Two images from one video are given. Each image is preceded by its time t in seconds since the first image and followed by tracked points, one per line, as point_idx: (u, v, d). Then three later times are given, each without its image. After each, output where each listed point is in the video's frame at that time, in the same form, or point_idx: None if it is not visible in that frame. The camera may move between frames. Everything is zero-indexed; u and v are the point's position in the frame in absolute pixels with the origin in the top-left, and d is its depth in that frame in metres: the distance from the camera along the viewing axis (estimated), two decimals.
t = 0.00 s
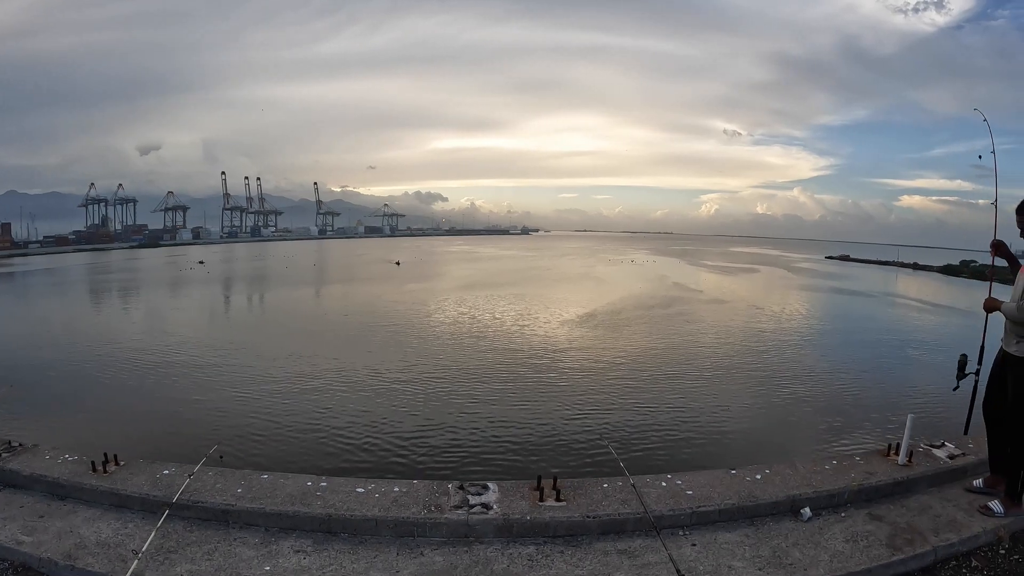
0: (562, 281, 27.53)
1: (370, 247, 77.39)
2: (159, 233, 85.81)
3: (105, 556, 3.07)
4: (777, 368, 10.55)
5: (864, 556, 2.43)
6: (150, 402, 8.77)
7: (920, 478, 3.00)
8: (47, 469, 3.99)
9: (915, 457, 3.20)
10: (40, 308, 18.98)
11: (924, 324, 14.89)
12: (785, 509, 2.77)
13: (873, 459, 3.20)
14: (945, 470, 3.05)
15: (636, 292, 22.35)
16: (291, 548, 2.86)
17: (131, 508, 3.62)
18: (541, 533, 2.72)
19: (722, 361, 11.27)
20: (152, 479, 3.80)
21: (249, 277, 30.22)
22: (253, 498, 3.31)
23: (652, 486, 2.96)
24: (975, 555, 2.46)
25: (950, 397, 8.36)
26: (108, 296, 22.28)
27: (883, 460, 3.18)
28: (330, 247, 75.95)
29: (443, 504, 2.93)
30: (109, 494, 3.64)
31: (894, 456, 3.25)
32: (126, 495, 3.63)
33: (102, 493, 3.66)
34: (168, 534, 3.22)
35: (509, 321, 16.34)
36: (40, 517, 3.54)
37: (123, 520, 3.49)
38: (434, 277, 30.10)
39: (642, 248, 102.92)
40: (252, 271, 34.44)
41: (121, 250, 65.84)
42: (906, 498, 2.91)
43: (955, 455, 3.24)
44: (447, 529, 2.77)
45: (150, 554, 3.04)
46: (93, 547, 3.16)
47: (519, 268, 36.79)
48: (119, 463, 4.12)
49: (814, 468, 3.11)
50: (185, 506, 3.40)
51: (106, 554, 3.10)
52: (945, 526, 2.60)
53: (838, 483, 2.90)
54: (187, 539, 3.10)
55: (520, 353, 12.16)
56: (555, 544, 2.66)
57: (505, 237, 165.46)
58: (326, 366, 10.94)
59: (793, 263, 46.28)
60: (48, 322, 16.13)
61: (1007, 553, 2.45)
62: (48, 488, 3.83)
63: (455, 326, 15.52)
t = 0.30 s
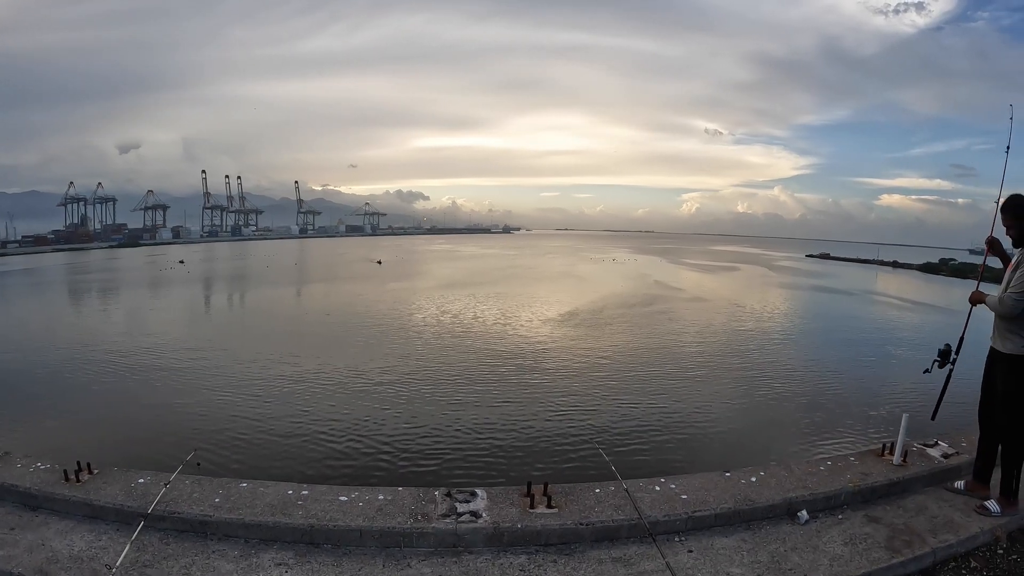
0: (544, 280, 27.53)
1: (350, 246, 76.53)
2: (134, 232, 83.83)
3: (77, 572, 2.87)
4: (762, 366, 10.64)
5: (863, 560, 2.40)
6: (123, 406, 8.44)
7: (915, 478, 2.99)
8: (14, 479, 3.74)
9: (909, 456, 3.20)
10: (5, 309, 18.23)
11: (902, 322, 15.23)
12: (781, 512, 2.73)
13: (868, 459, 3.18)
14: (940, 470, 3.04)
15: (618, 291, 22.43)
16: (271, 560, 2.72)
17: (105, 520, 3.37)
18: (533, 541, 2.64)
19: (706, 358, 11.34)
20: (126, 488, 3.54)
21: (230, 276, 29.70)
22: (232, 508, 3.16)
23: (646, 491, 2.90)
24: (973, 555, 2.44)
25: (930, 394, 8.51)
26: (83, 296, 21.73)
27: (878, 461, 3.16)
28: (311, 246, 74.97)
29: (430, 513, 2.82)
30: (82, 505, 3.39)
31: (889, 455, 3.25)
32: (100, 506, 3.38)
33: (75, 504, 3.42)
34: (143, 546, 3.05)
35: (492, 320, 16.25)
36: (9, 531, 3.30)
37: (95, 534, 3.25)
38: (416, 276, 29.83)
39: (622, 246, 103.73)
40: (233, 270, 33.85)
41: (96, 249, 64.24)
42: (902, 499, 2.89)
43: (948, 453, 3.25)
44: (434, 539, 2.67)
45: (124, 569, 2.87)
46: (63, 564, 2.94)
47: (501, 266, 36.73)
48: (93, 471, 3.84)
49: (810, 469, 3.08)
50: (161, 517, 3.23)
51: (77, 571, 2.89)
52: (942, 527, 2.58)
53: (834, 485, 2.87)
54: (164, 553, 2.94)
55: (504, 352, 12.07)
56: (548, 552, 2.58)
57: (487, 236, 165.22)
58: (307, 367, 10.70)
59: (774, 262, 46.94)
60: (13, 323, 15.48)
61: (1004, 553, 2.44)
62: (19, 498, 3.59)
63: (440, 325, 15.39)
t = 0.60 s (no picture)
0: (524, 278, 27.45)
1: (327, 245, 75.36)
2: (104, 230, 81.34)
3: None
4: (746, 362, 10.75)
5: (869, 564, 2.39)
6: (93, 410, 8.10)
7: (915, 479, 3.01)
8: None
9: (908, 456, 3.22)
10: None
11: (879, 318, 15.55)
12: (783, 517, 2.71)
13: (867, 460, 3.19)
14: (939, 470, 3.07)
15: (599, 289, 22.49)
16: None
17: (79, 535, 3.18)
18: (532, 552, 2.57)
19: (688, 355, 11.42)
20: (102, 500, 3.34)
21: (208, 275, 29.01)
22: (215, 522, 3.01)
23: (646, 497, 2.85)
24: (976, 556, 2.45)
25: (911, 390, 8.70)
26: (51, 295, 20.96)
27: (878, 462, 3.17)
28: (290, 245, 73.76)
29: (425, 524, 2.73)
30: (54, 519, 3.20)
31: (887, 455, 3.26)
32: (73, 520, 3.19)
33: (49, 518, 3.22)
34: (120, 564, 2.89)
35: (473, 318, 16.13)
36: None
37: (68, 550, 3.06)
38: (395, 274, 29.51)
39: (600, 244, 104.43)
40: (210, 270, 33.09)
41: (66, 248, 62.19)
42: (903, 500, 2.91)
43: (946, 452, 3.28)
44: (429, 552, 2.57)
45: None
46: None
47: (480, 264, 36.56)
48: (65, 481, 3.62)
49: (811, 471, 3.07)
50: (139, 533, 3.06)
51: None
52: (946, 528, 2.60)
53: (835, 487, 2.86)
54: (143, 571, 2.79)
55: (486, 350, 11.98)
56: (549, 563, 2.51)
57: (467, 234, 164.64)
58: (285, 366, 10.45)
59: (753, 259, 47.67)
60: None
61: (1007, 553, 2.46)
62: None
63: (424, 324, 15.21)
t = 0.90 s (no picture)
0: (505, 277, 27.37)
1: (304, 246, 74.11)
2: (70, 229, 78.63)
3: None
4: (727, 359, 10.87)
5: (871, 569, 2.40)
6: (61, 416, 7.77)
7: (912, 481, 3.04)
8: None
9: (903, 458, 3.25)
10: None
11: (855, 315, 15.92)
12: (783, 523, 2.71)
13: (863, 462, 3.21)
14: (934, 471, 3.11)
15: (580, 287, 22.55)
16: None
17: (54, 553, 3.00)
18: (530, 566, 2.50)
19: (671, 353, 11.50)
20: (77, 516, 3.16)
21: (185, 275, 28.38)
22: (196, 540, 2.88)
23: (643, 506, 2.80)
24: (976, 559, 2.50)
25: (888, 385, 8.90)
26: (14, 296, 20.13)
27: (873, 464, 3.20)
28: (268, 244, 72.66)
29: (417, 538, 2.63)
30: (26, 537, 3.01)
31: (883, 457, 3.29)
32: (47, 538, 3.00)
33: (21, 536, 3.03)
34: None
35: (456, 317, 16.00)
36: None
37: (41, 570, 2.87)
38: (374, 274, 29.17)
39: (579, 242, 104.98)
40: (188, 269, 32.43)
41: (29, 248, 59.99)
42: (900, 502, 2.93)
43: (940, 453, 3.32)
44: (423, 568, 2.49)
45: None
46: None
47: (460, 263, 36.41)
48: (38, 495, 3.42)
49: (808, 475, 3.08)
50: (115, 551, 2.89)
51: None
52: (945, 531, 2.63)
53: (833, 492, 2.88)
54: None
55: (469, 349, 11.88)
56: None
57: (446, 233, 163.81)
58: (264, 367, 10.20)
59: (731, 257, 48.44)
60: None
61: (1005, 554, 2.51)
62: None
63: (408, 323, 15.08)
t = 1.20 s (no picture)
0: (492, 276, 27.33)
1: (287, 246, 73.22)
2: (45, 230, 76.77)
3: None
4: (714, 357, 10.94)
5: (870, 570, 2.39)
6: (37, 419, 7.54)
7: (906, 480, 3.04)
8: None
9: (897, 457, 3.26)
10: None
11: (840, 312, 16.15)
12: (778, 525, 2.69)
13: (857, 462, 3.22)
14: (927, 470, 3.11)
15: (567, 286, 22.57)
16: None
17: (32, 565, 2.85)
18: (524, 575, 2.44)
19: (658, 350, 11.55)
20: (57, 527, 3.02)
21: (166, 275, 27.87)
22: (177, 552, 2.76)
23: (639, 509, 2.76)
24: (973, 557, 2.50)
25: (872, 383, 9.02)
26: None
27: (868, 463, 3.21)
28: (252, 243, 71.76)
29: (407, 547, 2.56)
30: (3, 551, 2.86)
31: (877, 457, 3.29)
32: (26, 551, 2.86)
33: None
34: None
35: (442, 316, 15.91)
36: None
37: None
38: (360, 274, 28.90)
39: (564, 241, 105.29)
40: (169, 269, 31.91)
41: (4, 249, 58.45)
42: (895, 502, 2.93)
43: (934, 451, 3.33)
44: None
45: None
46: None
47: (445, 262, 36.26)
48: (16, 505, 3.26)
49: (804, 476, 3.06)
50: (95, 564, 2.76)
51: None
52: (941, 530, 2.63)
53: (829, 492, 2.87)
54: None
55: (457, 348, 11.79)
56: None
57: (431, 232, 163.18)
58: (247, 367, 10.01)
59: (715, 256, 48.99)
60: None
61: (1001, 552, 2.52)
62: None
63: (397, 322, 14.94)
